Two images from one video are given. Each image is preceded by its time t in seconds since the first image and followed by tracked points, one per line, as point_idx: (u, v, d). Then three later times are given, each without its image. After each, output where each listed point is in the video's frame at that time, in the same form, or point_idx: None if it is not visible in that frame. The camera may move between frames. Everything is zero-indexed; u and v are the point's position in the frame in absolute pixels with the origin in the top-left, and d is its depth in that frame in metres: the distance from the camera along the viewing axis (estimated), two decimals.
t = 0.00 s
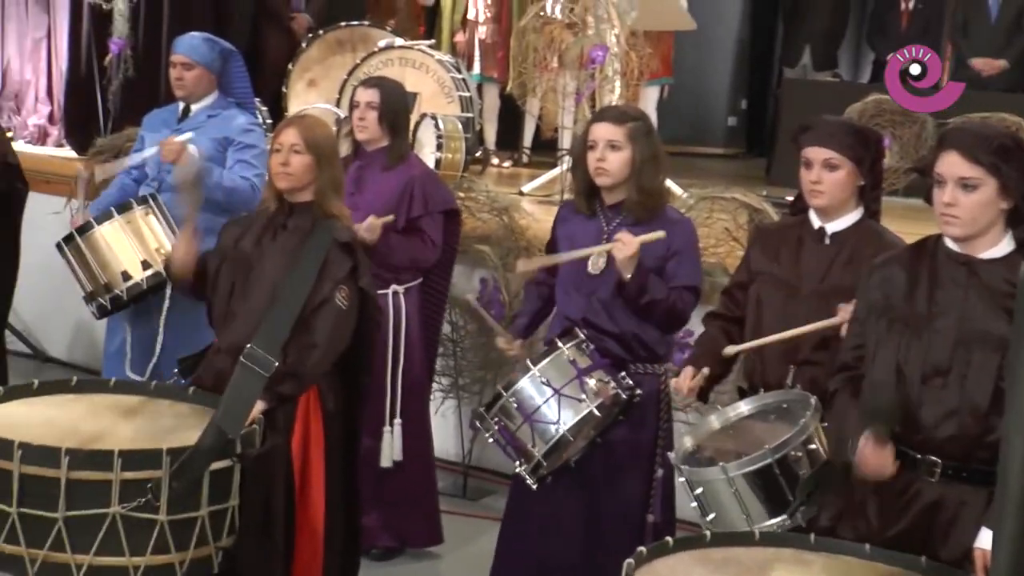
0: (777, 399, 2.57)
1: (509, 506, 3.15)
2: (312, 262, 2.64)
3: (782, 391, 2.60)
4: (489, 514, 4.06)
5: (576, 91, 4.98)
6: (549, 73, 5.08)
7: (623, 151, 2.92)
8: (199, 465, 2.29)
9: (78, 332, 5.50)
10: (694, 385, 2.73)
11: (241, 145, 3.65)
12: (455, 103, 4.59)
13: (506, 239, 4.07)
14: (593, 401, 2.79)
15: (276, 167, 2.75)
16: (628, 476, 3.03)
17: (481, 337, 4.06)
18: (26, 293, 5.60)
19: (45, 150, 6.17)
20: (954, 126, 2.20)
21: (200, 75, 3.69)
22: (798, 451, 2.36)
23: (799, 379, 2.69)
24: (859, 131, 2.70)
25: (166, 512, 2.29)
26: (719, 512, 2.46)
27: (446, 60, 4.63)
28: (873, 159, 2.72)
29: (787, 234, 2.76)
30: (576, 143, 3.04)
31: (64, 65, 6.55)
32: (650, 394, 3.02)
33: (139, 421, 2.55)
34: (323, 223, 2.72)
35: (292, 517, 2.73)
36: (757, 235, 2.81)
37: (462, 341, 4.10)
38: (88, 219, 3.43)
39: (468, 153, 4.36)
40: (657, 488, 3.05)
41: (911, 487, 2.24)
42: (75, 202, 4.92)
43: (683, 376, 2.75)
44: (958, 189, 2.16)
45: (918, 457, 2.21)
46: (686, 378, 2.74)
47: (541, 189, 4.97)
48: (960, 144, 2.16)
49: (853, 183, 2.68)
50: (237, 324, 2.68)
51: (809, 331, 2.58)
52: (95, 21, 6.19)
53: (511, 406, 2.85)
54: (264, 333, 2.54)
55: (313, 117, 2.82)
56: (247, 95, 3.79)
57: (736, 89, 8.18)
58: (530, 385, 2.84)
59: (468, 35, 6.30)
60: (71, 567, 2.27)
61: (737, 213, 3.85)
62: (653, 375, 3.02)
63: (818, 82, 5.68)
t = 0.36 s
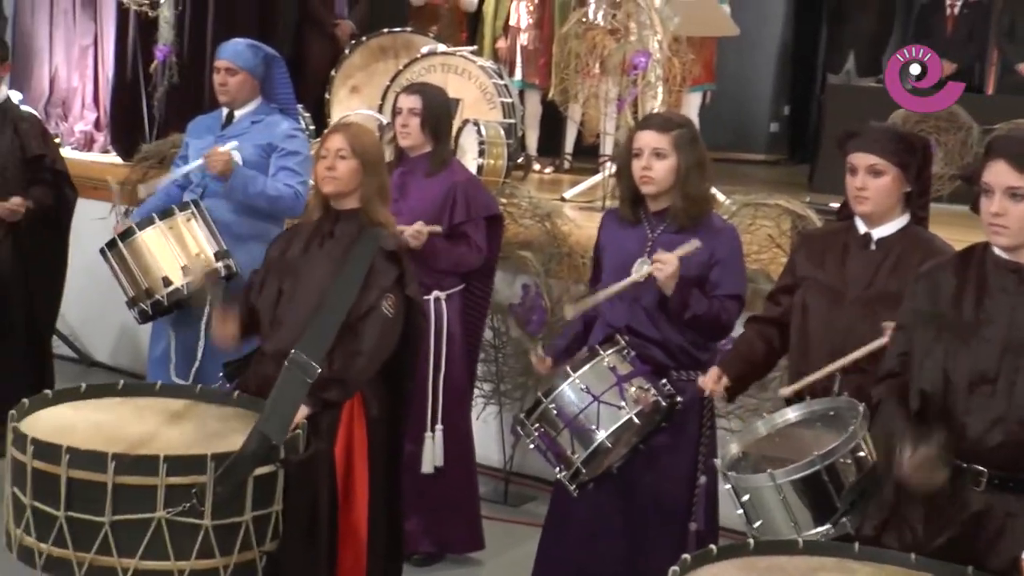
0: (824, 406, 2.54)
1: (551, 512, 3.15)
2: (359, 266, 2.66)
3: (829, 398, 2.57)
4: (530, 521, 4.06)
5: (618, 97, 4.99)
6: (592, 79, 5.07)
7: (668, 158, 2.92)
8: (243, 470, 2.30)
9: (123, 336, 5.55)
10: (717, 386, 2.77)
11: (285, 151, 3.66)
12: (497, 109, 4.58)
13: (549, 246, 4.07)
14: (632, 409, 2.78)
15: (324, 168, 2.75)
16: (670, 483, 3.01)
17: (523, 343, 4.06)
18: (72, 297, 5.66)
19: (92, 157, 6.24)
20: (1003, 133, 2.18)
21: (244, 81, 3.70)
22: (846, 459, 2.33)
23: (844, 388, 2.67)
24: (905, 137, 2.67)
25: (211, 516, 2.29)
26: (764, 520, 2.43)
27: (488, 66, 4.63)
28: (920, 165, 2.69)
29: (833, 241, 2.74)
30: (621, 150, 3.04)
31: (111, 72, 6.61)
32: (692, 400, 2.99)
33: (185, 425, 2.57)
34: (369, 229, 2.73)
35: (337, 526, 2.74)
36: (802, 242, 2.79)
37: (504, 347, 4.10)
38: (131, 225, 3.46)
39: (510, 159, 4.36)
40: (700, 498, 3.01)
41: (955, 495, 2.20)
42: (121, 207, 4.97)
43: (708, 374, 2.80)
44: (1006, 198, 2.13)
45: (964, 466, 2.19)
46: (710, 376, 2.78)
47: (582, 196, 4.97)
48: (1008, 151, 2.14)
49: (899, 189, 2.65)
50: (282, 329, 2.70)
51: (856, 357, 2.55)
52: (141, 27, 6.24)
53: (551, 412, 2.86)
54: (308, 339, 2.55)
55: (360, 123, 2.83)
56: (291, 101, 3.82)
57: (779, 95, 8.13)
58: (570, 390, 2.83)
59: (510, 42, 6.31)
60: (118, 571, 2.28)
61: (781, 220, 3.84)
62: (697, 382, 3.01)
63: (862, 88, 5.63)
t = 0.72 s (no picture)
0: (866, 408, 2.52)
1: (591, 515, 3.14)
2: (401, 268, 2.67)
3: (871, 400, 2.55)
4: (571, 522, 4.05)
5: (659, 98, 4.98)
6: (632, 80, 5.06)
7: (710, 160, 2.91)
8: (287, 474, 2.31)
9: (164, 335, 5.59)
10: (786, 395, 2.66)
11: (326, 152, 3.68)
12: (537, 109, 4.57)
13: (589, 246, 4.06)
14: (673, 411, 2.78)
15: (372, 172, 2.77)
16: (712, 485, 3.00)
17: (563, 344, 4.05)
18: (114, 296, 5.70)
19: (135, 157, 6.31)
20: None
21: (287, 81, 3.72)
22: (886, 459, 2.35)
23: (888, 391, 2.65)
24: (951, 139, 2.64)
25: (256, 519, 2.31)
26: (803, 521, 2.41)
27: (529, 67, 4.62)
28: (967, 166, 2.65)
29: (878, 242, 2.72)
30: (664, 152, 3.03)
31: (153, 73, 6.66)
32: (733, 402, 2.98)
33: (229, 427, 2.58)
34: (410, 231, 2.73)
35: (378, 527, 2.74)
36: (848, 243, 2.77)
37: (544, 348, 4.09)
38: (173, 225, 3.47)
39: (550, 160, 4.37)
40: (741, 499, 3.00)
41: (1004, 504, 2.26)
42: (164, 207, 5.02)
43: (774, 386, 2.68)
44: None
45: (1012, 472, 2.18)
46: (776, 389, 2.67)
47: (622, 197, 4.96)
48: None
49: (944, 192, 2.62)
50: (324, 330, 2.71)
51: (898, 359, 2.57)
52: (183, 28, 6.28)
53: (591, 415, 2.85)
54: (350, 343, 2.56)
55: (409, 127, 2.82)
56: (332, 103, 3.83)
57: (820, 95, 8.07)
58: (611, 393, 2.82)
59: (550, 42, 6.31)
60: (163, 572, 2.29)
61: (822, 221, 3.82)
62: (738, 384, 2.99)
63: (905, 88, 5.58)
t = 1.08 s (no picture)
0: (910, 411, 2.48)
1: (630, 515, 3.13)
2: (439, 266, 2.68)
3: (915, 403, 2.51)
4: (609, 522, 4.05)
5: (697, 97, 4.97)
6: (670, 78, 5.01)
7: (749, 159, 2.89)
8: (325, 473, 2.31)
9: (204, 334, 5.63)
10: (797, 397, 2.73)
11: (365, 152, 3.69)
12: (576, 109, 4.58)
13: (628, 246, 4.06)
14: (711, 411, 2.77)
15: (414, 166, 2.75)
16: (751, 486, 2.98)
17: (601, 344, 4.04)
18: (155, 294, 5.75)
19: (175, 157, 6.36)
20: None
21: (327, 81, 3.73)
22: (933, 465, 2.32)
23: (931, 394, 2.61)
24: (995, 139, 2.60)
25: (294, 517, 2.33)
26: (849, 526, 2.41)
27: (567, 66, 4.62)
28: (1012, 166, 2.62)
29: (922, 243, 2.69)
30: (703, 151, 3.01)
31: (194, 73, 6.71)
32: (772, 403, 2.95)
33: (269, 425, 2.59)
34: (449, 229, 2.74)
35: (416, 522, 2.75)
36: (890, 245, 2.75)
37: (582, 348, 4.09)
38: (214, 223, 3.48)
39: (589, 159, 4.37)
40: (780, 501, 2.98)
41: None
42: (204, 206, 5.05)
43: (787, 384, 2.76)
44: None
45: None
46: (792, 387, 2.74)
47: (661, 197, 4.95)
48: None
49: (989, 193, 2.59)
50: (361, 329, 2.71)
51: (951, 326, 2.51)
52: (223, 28, 6.32)
53: (630, 415, 2.83)
54: (389, 344, 2.56)
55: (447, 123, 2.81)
56: (371, 102, 3.83)
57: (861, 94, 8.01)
58: (650, 394, 2.81)
59: (588, 41, 6.30)
60: (203, 570, 2.31)
61: (864, 222, 3.79)
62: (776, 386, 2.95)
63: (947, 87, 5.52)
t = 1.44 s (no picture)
0: (960, 411, 2.47)
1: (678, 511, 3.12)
2: (484, 261, 2.67)
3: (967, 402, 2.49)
4: (657, 521, 4.03)
5: (747, 94, 4.94)
6: (719, 75, 5.01)
7: (799, 153, 2.87)
8: (365, 466, 2.31)
9: (253, 330, 5.67)
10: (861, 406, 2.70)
11: (415, 148, 3.69)
12: (624, 106, 4.54)
13: (676, 242, 4.05)
14: (764, 410, 2.75)
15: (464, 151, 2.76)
16: (801, 486, 2.96)
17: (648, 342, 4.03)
18: (206, 290, 5.81)
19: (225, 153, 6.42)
20: None
21: (377, 76, 3.75)
22: (983, 464, 2.29)
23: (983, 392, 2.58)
24: None
25: (334, 512, 2.31)
26: (896, 525, 2.38)
27: (615, 63, 4.61)
28: None
29: (974, 240, 2.66)
30: (752, 146, 2.98)
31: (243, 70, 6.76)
32: (823, 401, 2.94)
33: (314, 421, 2.61)
34: (496, 223, 2.74)
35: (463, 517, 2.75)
36: (941, 243, 2.72)
37: (630, 346, 4.08)
38: (265, 219, 3.52)
39: (637, 155, 4.35)
40: (831, 501, 2.96)
41: None
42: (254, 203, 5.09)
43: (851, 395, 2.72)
44: None
45: None
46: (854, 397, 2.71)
47: (709, 194, 4.92)
48: None
49: None
50: (408, 325, 2.72)
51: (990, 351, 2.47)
52: (272, 26, 6.35)
53: (679, 413, 2.82)
54: (431, 339, 2.57)
55: (491, 118, 2.81)
56: (420, 99, 3.85)
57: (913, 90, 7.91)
58: (700, 392, 2.79)
59: (637, 37, 6.28)
60: (244, 563, 2.30)
61: (916, 219, 3.74)
62: (827, 383, 2.95)
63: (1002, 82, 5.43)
